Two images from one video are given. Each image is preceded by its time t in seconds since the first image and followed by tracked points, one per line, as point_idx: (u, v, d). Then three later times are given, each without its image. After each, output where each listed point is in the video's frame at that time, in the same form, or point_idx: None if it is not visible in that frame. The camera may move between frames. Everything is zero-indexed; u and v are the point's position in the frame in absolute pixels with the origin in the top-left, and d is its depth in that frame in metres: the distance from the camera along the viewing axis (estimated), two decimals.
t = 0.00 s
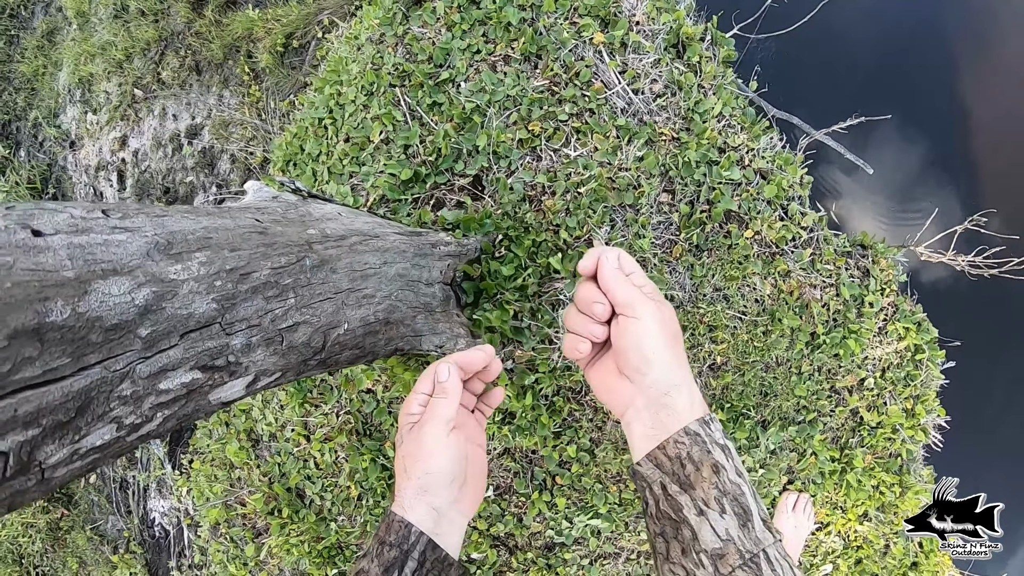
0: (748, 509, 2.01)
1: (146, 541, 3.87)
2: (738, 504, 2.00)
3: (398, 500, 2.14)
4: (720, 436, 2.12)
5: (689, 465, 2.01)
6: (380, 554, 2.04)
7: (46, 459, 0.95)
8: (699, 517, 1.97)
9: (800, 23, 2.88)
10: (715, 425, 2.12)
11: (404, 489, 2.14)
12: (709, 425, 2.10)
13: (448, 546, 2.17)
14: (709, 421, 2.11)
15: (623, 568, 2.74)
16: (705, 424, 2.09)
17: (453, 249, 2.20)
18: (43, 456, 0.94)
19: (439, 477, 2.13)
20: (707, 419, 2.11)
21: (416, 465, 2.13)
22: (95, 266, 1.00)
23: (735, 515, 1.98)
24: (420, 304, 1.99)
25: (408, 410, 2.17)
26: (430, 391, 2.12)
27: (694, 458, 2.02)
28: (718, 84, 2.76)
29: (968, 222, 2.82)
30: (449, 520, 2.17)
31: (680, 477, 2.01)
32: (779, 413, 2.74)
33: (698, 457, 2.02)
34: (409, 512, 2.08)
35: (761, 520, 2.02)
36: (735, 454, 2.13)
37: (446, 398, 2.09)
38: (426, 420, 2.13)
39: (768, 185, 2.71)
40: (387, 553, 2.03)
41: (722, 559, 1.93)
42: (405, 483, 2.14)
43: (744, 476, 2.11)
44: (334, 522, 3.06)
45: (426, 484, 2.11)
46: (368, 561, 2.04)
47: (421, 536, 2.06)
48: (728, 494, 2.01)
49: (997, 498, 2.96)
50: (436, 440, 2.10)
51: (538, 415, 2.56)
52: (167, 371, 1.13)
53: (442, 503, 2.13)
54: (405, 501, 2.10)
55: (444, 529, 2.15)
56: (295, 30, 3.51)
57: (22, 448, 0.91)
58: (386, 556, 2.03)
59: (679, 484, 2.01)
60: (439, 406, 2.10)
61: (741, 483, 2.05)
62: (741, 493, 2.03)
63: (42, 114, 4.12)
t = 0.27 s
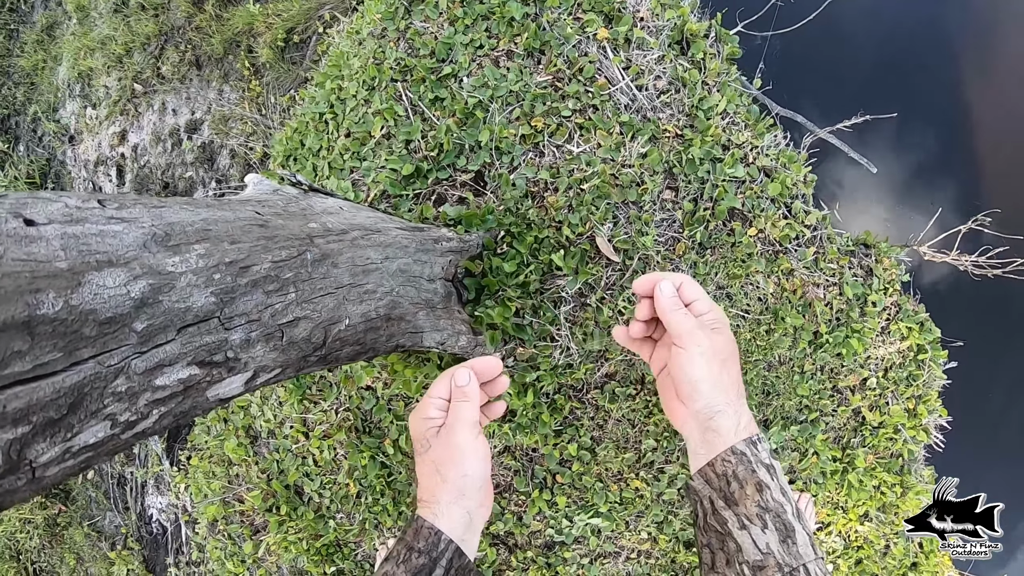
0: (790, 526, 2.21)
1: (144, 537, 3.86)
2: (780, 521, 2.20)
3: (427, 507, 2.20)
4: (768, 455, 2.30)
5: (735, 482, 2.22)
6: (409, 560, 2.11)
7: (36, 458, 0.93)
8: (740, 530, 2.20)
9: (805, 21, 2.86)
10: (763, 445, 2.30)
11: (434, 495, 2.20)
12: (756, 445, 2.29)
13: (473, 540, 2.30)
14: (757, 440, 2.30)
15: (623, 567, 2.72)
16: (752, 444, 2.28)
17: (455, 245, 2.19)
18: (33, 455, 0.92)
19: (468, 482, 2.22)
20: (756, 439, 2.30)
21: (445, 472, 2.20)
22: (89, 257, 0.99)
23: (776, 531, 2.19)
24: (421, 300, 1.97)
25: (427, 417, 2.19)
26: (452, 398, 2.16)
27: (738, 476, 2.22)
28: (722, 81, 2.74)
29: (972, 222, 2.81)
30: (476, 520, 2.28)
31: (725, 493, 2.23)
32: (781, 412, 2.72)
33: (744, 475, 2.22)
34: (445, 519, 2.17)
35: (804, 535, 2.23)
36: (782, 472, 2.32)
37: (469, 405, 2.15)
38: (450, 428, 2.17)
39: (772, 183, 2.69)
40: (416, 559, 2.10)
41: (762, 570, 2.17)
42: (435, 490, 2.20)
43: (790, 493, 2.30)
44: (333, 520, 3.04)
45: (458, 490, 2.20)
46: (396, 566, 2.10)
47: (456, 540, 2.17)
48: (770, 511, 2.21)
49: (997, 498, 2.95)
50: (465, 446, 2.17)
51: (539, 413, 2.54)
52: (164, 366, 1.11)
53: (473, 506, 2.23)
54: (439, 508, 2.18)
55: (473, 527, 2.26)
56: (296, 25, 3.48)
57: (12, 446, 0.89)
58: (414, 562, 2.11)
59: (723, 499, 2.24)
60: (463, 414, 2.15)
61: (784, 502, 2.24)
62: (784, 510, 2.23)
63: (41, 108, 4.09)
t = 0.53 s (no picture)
0: (795, 534, 2.22)
1: (141, 534, 3.86)
2: (786, 528, 2.21)
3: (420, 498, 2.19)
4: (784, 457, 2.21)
5: (743, 485, 2.18)
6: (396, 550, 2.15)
7: (13, 450, 0.93)
8: (745, 534, 2.22)
9: (804, 13, 2.83)
10: (778, 448, 2.21)
11: (429, 488, 2.19)
12: (769, 448, 2.20)
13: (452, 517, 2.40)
14: (771, 443, 2.20)
15: (619, 564, 2.70)
16: (765, 445, 2.20)
17: (449, 240, 2.18)
18: (10, 447, 0.93)
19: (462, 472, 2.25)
20: (770, 442, 2.20)
21: (442, 466, 2.19)
22: (67, 248, 0.98)
23: (781, 538, 2.21)
24: (414, 294, 1.96)
25: (427, 410, 2.13)
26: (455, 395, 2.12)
27: (745, 479, 2.18)
28: (720, 75, 2.72)
29: (971, 218, 2.79)
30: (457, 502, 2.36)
31: (735, 494, 2.21)
32: (778, 409, 2.70)
33: (752, 479, 2.17)
34: (439, 510, 2.21)
35: (812, 542, 2.24)
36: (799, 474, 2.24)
37: (472, 403, 2.15)
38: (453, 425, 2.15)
39: (769, 177, 2.67)
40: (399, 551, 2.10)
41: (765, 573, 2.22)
42: (430, 483, 2.19)
43: (804, 496, 2.26)
44: (328, 516, 3.03)
45: (452, 482, 2.22)
46: (383, 558, 2.13)
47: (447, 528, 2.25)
48: (777, 518, 2.20)
49: (997, 498, 2.93)
50: (467, 443, 2.17)
51: (534, 409, 2.53)
52: (145, 359, 1.09)
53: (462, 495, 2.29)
54: (434, 500, 2.20)
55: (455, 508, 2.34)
56: (293, 20, 3.47)
57: None
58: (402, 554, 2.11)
59: (731, 501, 2.22)
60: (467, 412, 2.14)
61: (792, 509, 2.21)
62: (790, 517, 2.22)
63: (39, 104, 4.09)
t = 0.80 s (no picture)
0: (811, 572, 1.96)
1: (141, 532, 3.86)
2: None
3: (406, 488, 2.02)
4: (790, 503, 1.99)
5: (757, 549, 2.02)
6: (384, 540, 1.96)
7: (18, 449, 0.93)
8: None
9: (804, 11, 2.83)
10: (778, 500, 1.99)
11: (414, 476, 2.02)
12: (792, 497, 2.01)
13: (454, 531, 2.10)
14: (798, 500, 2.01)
15: (620, 561, 2.72)
16: (763, 506, 1.98)
17: (450, 237, 2.18)
18: (16, 446, 0.93)
19: (451, 463, 2.05)
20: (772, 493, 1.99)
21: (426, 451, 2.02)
22: (72, 246, 0.98)
23: None
24: (415, 292, 1.96)
25: (411, 395, 2.04)
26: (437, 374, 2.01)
27: (757, 543, 1.99)
28: (720, 73, 2.72)
29: (970, 215, 2.79)
30: (454, 504, 2.10)
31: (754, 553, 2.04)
32: (778, 406, 2.71)
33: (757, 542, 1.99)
34: (423, 500, 1.98)
35: None
36: (811, 519, 2.00)
37: (457, 381, 2.00)
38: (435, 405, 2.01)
39: (769, 175, 2.67)
40: (390, 540, 1.94)
41: None
42: (415, 470, 2.03)
43: (818, 537, 2.00)
44: (329, 514, 3.04)
45: (439, 471, 2.02)
46: (372, 547, 1.94)
47: (433, 523, 1.98)
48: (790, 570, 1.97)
49: (997, 498, 2.94)
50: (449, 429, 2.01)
51: (536, 406, 2.53)
52: (150, 357, 1.09)
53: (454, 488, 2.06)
54: (417, 487, 2.00)
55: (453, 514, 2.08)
56: (292, 18, 3.47)
57: None
58: (391, 543, 1.94)
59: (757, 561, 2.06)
60: (450, 390, 2.00)
61: (805, 557, 1.97)
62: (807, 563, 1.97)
63: (37, 103, 4.08)
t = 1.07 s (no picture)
0: None
1: (139, 529, 3.85)
2: None
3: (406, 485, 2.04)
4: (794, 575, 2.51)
5: None
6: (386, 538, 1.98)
7: (7, 442, 0.92)
8: None
9: (803, 7, 2.83)
10: None
11: (416, 474, 2.03)
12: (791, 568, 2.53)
13: (457, 533, 2.09)
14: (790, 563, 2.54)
15: (617, 558, 2.72)
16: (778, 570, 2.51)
17: (447, 232, 2.17)
18: (4, 439, 0.92)
19: (452, 463, 2.05)
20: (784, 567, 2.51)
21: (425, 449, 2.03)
22: (62, 237, 0.97)
23: None
24: (412, 287, 1.95)
25: (416, 393, 2.07)
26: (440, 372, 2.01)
27: None
28: (718, 69, 2.72)
29: (968, 213, 2.78)
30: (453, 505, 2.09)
31: None
32: (776, 403, 2.71)
33: None
34: (420, 498, 2.00)
35: None
36: None
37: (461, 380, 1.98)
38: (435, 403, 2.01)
39: (768, 171, 2.66)
40: (390, 539, 1.96)
41: None
42: (415, 467, 2.04)
43: None
44: (326, 511, 3.03)
45: (437, 470, 2.02)
46: (374, 547, 1.97)
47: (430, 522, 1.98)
48: None
49: (997, 499, 2.94)
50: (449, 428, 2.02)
51: (533, 403, 2.52)
52: (141, 350, 1.08)
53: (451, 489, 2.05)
54: (414, 486, 2.01)
55: (453, 515, 2.08)
56: (290, 13, 3.46)
57: None
58: (391, 542, 1.95)
59: None
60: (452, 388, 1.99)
61: None
62: None
63: (34, 99, 4.06)
